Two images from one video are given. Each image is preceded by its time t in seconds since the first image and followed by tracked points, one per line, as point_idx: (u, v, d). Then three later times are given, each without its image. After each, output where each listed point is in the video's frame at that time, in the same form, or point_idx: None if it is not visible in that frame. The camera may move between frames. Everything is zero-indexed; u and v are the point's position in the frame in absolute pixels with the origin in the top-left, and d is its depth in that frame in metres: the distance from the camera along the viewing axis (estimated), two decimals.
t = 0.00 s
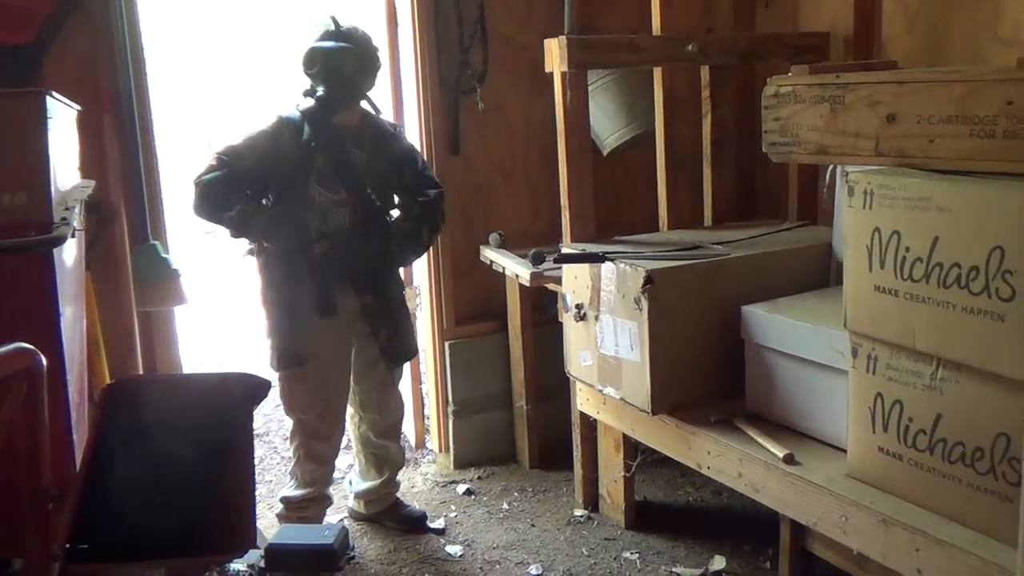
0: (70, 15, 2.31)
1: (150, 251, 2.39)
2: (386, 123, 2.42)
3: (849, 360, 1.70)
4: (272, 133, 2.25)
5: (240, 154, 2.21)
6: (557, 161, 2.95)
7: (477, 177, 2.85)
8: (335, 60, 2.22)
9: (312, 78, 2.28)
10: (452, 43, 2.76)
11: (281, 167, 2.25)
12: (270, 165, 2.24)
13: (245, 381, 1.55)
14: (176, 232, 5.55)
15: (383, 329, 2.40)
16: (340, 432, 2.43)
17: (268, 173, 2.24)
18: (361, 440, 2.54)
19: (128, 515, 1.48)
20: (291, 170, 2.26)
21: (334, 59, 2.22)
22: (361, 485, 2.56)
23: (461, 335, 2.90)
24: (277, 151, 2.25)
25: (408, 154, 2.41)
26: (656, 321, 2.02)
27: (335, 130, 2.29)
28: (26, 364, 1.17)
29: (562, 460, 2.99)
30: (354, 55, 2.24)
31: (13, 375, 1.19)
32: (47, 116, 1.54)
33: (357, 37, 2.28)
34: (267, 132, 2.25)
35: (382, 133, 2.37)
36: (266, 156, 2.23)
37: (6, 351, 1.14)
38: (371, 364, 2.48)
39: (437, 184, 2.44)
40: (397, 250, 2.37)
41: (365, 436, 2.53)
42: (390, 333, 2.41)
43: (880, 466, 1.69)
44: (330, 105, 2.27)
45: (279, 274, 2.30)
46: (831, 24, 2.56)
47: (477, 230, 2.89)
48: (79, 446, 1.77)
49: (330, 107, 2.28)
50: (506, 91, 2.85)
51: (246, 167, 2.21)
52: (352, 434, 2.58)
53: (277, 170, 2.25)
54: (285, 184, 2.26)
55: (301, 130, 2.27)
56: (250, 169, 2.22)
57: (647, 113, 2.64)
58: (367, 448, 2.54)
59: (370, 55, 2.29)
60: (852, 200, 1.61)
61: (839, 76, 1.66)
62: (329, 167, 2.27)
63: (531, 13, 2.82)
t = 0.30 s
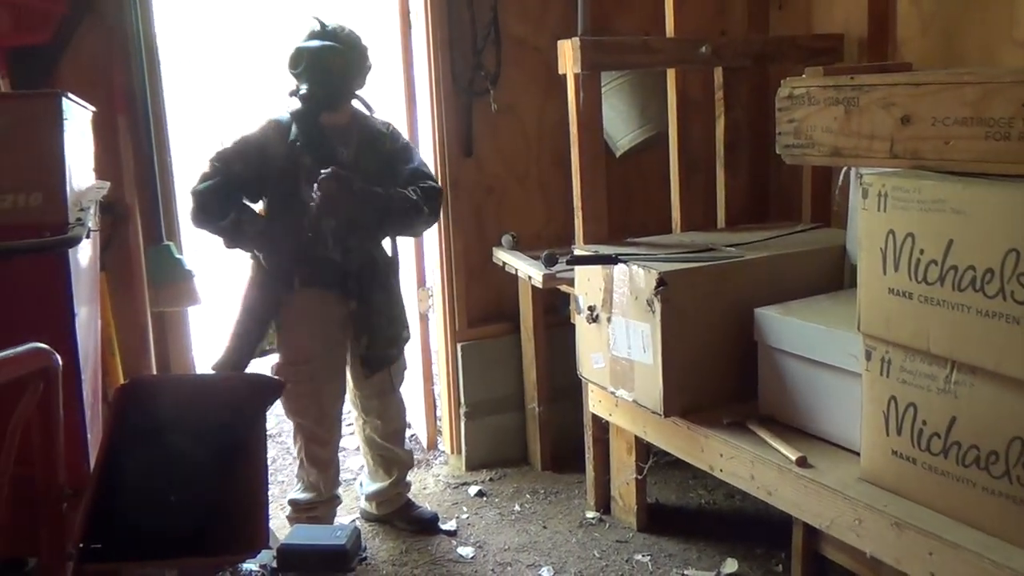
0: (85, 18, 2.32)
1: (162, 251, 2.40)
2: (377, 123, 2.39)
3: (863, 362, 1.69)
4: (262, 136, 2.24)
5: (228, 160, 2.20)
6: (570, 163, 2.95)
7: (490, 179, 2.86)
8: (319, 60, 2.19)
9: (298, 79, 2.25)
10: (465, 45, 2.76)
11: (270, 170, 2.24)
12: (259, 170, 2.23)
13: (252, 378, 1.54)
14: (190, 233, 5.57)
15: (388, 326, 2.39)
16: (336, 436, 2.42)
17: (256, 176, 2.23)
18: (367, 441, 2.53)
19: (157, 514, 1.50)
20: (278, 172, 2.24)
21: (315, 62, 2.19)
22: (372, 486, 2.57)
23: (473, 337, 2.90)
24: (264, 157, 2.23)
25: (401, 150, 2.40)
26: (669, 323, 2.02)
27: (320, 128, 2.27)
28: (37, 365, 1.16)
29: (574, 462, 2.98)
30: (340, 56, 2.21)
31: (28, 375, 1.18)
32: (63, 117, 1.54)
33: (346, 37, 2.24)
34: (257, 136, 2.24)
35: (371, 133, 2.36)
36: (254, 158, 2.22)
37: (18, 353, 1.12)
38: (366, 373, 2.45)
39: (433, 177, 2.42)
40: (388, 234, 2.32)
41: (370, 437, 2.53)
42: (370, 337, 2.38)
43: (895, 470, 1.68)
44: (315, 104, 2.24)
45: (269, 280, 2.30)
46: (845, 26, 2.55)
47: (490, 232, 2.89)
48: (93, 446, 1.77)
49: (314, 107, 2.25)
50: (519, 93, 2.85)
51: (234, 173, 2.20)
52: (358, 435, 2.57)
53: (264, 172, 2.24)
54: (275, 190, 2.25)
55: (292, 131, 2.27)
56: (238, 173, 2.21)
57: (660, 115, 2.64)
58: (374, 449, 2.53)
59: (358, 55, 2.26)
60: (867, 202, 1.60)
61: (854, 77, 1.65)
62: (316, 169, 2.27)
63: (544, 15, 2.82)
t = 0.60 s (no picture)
0: (98, 22, 2.33)
1: (173, 252, 2.44)
2: (367, 125, 2.37)
3: (874, 368, 1.69)
4: (253, 144, 2.25)
5: (228, 174, 2.22)
6: (580, 166, 2.94)
7: (500, 182, 2.86)
8: (298, 62, 2.16)
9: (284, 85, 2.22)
10: (476, 48, 2.77)
11: (266, 179, 2.25)
12: (260, 178, 2.25)
13: (257, 382, 1.55)
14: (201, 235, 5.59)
15: (392, 331, 2.39)
16: (335, 439, 2.42)
17: (253, 186, 2.25)
18: (374, 444, 2.53)
19: (166, 515, 1.50)
20: (273, 180, 2.25)
21: (298, 64, 2.16)
22: (380, 488, 2.57)
23: (482, 340, 2.90)
24: (257, 164, 2.24)
25: (395, 156, 2.38)
26: (679, 328, 2.02)
27: (307, 132, 2.24)
28: (56, 366, 1.17)
29: (583, 465, 2.98)
30: (321, 57, 2.17)
31: (42, 377, 1.18)
32: (76, 119, 1.55)
33: (330, 39, 2.22)
34: (250, 144, 2.25)
35: (362, 136, 2.33)
36: (247, 167, 2.23)
37: (36, 354, 1.13)
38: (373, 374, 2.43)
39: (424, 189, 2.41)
40: (389, 250, 2.32)
41: (376, 440, 2.52)
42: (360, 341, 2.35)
43: (906, 476, 1.67)
44: (299, 108, 2.20)
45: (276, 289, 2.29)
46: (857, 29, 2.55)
47: (500, 235, 2.89)
48: (105, 449, 1.78)
49: (300, 112, 2.21)
50: (529, 96, 2.85)
51: (234, 183, 2.22)
52: (365, 437, 2.56)
53: (260, 182, 2.25)
54: (277, 200, 2.25)
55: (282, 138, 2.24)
56: (237, 184, 2.23)
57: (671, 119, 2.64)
58: (380, 452, 2.53)
59: (343, 56, 2.23)
60: (878, 207, 1.59)
61: (866, 82, 1.65)
62: (310, 177, 2.26)
63: (554, 18, 2.82)
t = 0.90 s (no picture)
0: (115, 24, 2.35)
1: (188, 254, 2.48)
2: (376, 127, 2.37)
3: (889, 372, 1.68)
4: (265, 148, 2.24)
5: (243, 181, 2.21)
6: (593, 169, 2.94)
7: (514, 185, 2.86)
8: (306, 68, 2.16)
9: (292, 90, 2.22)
10: (490, 50, 2.77)
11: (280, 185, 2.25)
12: (273, 186, 2.25)
13: (265, 383, 1.56)
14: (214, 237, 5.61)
15: (407, 332, 2.40)
16: (349, 441, 2.43)
17: (268, 192, 2.25)
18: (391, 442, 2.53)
19: (173, 520, 1.50)
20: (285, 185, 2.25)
21: (308, 70, 2.16)
22: (395, 486, 2.58)
23: (495, 343, 2.90)
24: (269, 170, 2.24)
25: (403, 157, 2.38)
26: (693, 331, 2.01)
27: (317, 137, 2.24)
28: (75, 367, 1.17)
29: (595, 468, 2.97)
30: (329, 62, 2.17)
31: (62, 376, 1.19)
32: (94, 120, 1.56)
33: (336, 42, 2.22)
34: (261, 149, 2.24)
35: (371, 138, 2.33)
36: (261, 173, 2.23)
37: (56, 354, 1.14)
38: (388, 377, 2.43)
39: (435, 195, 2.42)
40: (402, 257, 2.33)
41: (395, 439, 2.52)
42: (378, 346, 2.36)
43: (921, 482, 1.66)
44: (307, 113, 2.21)
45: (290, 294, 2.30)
46: (873, 32, 2.54)
47: (514, 237, 2.89)
48: (120, 449, 1.78)
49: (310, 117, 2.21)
50: (543, 98, 2.85)
51: (250, 191, 2.22)
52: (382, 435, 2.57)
53: (275, 188, 2.25)
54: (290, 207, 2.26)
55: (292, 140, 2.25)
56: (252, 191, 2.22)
57: (685, 122, 2.64)
58: (398, 450, 2.54)
59: (350, 59, 2.23)
60: (894, 211, 1.59)
61: (883, 85, 1.65)
62: (322, 181, 2.26)
63: (569, 20, 2.82)
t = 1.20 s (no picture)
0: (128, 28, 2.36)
1: (200, 258, 2.48)
2: (408, 131, 2.36)
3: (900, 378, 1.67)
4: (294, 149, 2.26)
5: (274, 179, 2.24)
6: (604, 173, 2.94)
7: (525, 188, 2.86)
8: (338, 70, 2.17)
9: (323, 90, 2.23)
10: (501, 54, 2.77)
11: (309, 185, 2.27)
12: (303, 187, 2.27)
13: (269, 389, 1.56)
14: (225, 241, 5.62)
15: (425, 337, 2.39)
16: (365, 443, 2.43)
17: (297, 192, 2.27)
18: (397, 446, 2.53)
19: (186, 525, 1.50)
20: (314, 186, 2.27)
21: (338, 71, 2.16)
22: (401, 490, 2.58)
23: (505, 346, 2.90)
24: (299, 171, 2.25)
25: (432, 160, 2.38)
26: (703, 336, 2.01)
27: (346, 138, 2.25)
28: (88, 371, 1.18)
29: (605, 473, 2.97)
30: (360, 64, 2.17)
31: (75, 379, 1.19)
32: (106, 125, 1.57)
33: (369, 45, 2.22)
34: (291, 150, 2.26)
35: (402, 141, 2.32)
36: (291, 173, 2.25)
37: (69, 357, 1.14)
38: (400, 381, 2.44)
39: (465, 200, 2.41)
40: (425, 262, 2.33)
41: (401, 444, 2.52)
42: (391, 348, 2.35)
43: (932, 487, 1.66)
44: (338, 114, 2.22)
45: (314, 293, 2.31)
46: (884, 37, 2.54)
47: (524, 241, 2.89)
48: (131, 452, 1.79)
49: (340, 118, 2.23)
50: (553, 102, 2.85)
51: (279, 191, 2.24)
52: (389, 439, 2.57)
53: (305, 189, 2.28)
54: (317, 208, 2.28)
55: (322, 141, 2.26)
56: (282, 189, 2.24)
57: (695, 126, 2.63)
58: (402, 455, 2.53)
59: (381, 61, 2.22)
60: (906, 216, 1.58)
61: (894, 89, 1.64)
62: (350, 182, 2.26)
63: (579, 25, 2.82)
